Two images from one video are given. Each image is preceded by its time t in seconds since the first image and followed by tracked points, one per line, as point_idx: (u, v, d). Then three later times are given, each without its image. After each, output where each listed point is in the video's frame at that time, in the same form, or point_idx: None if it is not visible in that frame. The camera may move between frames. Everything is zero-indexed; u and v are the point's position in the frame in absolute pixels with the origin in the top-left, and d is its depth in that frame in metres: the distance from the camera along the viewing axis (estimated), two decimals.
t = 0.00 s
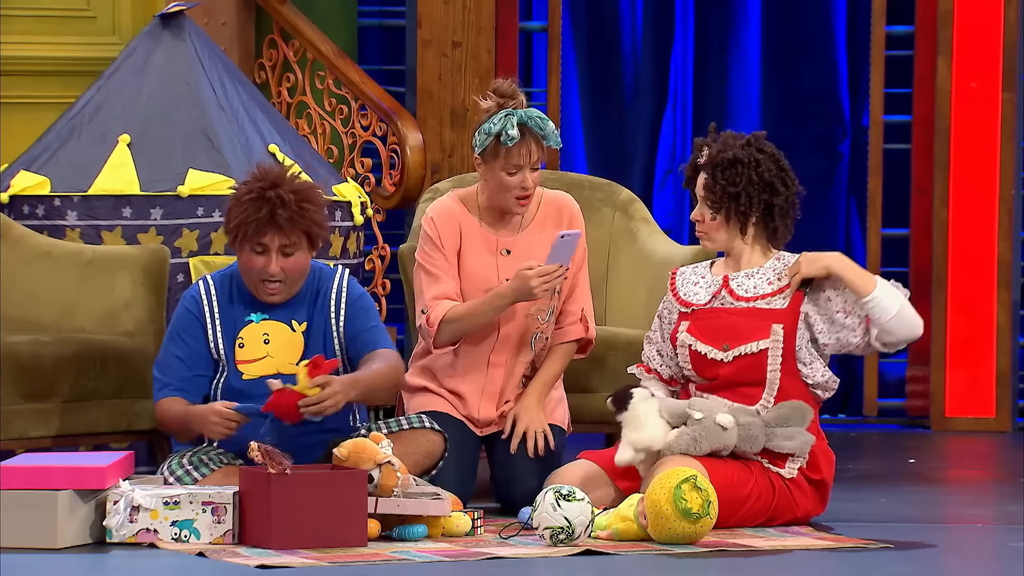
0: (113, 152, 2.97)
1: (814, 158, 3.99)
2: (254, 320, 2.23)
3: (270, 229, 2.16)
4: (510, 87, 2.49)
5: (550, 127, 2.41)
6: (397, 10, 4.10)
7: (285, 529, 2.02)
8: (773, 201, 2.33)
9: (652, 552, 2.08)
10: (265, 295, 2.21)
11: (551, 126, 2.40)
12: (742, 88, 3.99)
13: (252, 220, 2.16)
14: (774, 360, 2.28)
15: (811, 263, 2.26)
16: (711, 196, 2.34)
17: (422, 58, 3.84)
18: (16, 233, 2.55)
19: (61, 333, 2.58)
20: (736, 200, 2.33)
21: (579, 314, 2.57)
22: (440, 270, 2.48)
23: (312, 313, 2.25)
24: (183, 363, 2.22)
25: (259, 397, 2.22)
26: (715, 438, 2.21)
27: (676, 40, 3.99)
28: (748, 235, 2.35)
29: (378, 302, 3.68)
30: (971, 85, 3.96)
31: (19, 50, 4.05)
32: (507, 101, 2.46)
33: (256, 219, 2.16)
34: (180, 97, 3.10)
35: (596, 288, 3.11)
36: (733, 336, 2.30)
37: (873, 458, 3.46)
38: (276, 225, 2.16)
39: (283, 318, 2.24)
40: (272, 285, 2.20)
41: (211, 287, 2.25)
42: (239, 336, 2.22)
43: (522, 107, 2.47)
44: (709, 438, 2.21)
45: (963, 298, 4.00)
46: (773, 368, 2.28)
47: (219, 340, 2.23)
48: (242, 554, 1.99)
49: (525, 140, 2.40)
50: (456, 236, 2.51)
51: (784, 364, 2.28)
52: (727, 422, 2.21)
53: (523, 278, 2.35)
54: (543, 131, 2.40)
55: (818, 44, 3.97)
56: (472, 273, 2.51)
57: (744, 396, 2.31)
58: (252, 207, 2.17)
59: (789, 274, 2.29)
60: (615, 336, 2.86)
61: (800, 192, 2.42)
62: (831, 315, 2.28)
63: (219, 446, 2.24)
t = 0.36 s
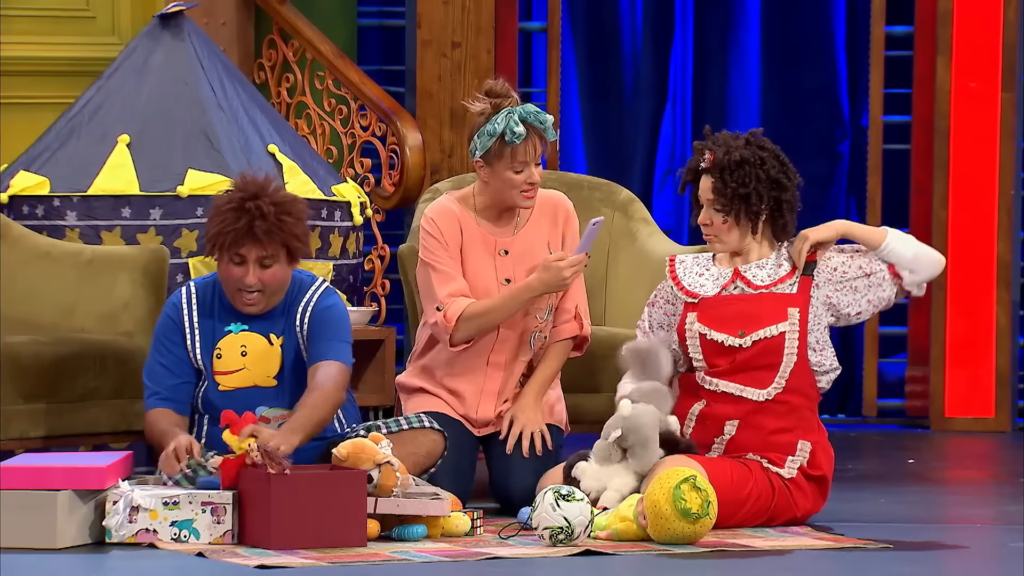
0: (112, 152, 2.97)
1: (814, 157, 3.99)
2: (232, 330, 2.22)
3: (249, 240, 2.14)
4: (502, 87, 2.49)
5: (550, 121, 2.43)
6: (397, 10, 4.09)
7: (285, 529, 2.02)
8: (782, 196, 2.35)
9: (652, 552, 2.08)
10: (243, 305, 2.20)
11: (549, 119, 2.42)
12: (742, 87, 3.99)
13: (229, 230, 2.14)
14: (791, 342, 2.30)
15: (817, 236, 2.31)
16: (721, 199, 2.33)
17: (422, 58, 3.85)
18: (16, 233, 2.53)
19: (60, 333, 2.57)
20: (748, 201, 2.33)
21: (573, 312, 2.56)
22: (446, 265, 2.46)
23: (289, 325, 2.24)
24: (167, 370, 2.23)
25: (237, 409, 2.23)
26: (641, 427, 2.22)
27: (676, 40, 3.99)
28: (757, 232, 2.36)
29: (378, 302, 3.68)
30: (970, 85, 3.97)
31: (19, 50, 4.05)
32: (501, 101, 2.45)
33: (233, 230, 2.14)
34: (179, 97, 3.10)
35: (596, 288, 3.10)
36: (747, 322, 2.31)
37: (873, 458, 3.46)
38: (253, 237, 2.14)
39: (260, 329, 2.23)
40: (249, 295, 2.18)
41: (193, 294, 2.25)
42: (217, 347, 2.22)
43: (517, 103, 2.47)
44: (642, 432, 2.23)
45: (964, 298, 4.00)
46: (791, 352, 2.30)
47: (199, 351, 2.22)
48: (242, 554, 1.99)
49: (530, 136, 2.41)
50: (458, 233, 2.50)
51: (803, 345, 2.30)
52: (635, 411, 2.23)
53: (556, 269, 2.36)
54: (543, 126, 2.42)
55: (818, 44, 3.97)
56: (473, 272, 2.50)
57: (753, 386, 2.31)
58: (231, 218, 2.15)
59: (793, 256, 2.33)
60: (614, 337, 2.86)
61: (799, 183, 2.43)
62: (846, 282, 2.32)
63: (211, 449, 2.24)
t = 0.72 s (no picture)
0: (112, 152, 2.97)
1: (814, 158, 4.00)
2: (225, 336, 2.22)
3: (231, 251, 2.12)
4: (512, 88, 2.49)
5: (555, 126, 2.43)
6: (396, 10, 4.09)
7: (285, 529, 2.02)
8: (781, 194, 2.36)
9: (651, 552, 2.08)
10: (232, 310, 2.19)
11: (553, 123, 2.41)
12: (741, 88, 3.99)
13: (210, 242, 2.12)
14: (796, 343, 2.30)
15: (824, 248, 2.29)
16: (722, 201, 2.32)
17: (422, 58, 3.85)
18: (16, 232, 2.50)
19: (61, 333, 2.57)
20: (748, 200, 2.33)
21: (570, 311, 2.57)
22: (448, 266, 2.46)
23: (282, 329, 2.23)
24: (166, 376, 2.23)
25: (234, 413, 2.25)
26: (629, 419, 2.25)
27: (675, 41, 3.99)
28: (757, 232, 2.37)
29: (377, 302, 3.67)
30: (970, 85, 3.97)
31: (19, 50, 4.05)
32: (509, 103, 2.45)
33: (214, 242, 2.12)
34: (178, 97, 3.10)
35: (596, 288, 3.10)
36: (750, 323, 2.30)
37: (873, 458, 3.46)
38: (235, 248, 2.12)
39: (254, 334, 2.23)
40: (237, 301, 2.17)
41: (185, 301, 2.24)
42: (212, 353, 2.22)
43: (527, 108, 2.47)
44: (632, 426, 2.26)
45: (964, 298, 4.00)
46: (797, 352, 2.30)
47: (196, 356, 2.22)
48: (242, 554, 2.00)
49: (536, 139, 2.41)
50: (457, 234, 2.50)
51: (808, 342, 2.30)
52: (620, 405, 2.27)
53: (568, 268, 2.37)
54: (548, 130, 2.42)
55: (819, 44, 3.97)
56: (473, 273, 2.50)
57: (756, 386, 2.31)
58: (211, 230, 2.13)
59: (785, 260, 2.32)
60: (614, 336, 2.86)
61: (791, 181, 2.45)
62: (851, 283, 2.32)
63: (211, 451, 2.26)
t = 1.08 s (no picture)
0: (111, 152, 2.97)
1: (812, 158, 4.00)
2: (226, 335, 2.22)
3: (227, 249, 2.12)
4: (504, 82, 2.48)
5: (549, 120, 2.43)
6: (394, 10, 4.10)
7: (283, 529, 2.02)
8: (780, 186, 2.37)
9: (650, 553, 2.08)
10: (232, 306, 2.19)
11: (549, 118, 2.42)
12: (740, 88, 3.99)
13: (205, 240, 2.13)
14: (788, 337, 2.28)
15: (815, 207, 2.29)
16: (727, 202, 2.32)
17: (420, 58, 3.84)
18: (14, 232, 2.55)
19: (59, 334, 2.57)
20: (752, 197, 2.32)
21: (567, 311, 2.57)
22: (445, 265, 2.46)
23: (284, 327, 2.24)
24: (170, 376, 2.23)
25: (235, 413, 2.25)
26: (619, 429, 2.26)
27: (674, 42, 3.99)
28: (758, 228, 2.36)
29: (376, 303, 3.67)
30: (968, 86, 3.97)
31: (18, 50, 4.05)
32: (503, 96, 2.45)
33: (209, 241, 2.12)
34: (177, 97, 3.10)
35: (595, 288, 3.10)
36: (744, 318, 2.30)
37: (871, 458, 3.46)
38: (230, 245, 2.12)
39: (255, 332, 2.23)
40: (236, 298, 2.17)
41: (186, 299, 2.24)
42: (213, 352, 2.23)
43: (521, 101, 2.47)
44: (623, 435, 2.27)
45: (963, 298, 4.00)
46: (789, 344, 2.28)
47: (197, 354, 2.23)
48: (240, 554, 2.00)
49: (529, 131, 2.42)
50: (454, 233, 2.50)
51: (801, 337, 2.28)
52: (611, 414, 2.29)
53: (566, 262, 2.37)
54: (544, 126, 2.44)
55: (817, 45, 3.97)
56: (471, 272, 2.50)
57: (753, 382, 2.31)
58: (205, 229, 2.13)
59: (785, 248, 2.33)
60: (613, 336, 2.86)
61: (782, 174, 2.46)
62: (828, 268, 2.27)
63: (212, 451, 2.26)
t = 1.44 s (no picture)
0: (109, 152, 2.97)
1: (811, 158, 3.99)
2: (224, 335, 2.22)
3: (225, 249, 2.12)
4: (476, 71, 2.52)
5: (522, 98, 2.44)
6: (393, 11, 4.11)
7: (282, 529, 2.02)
8: (780, 183, 2.37)
9: (648, 553, 2.08)
10: (229, 307, 2.18)
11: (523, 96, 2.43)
12: (739, 88, 3.99)
13: (203, 241, 2.13)
14: (769, 347, 2.30)
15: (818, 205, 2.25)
16: (723, 193, 2.32)
17: (419, 58, 3.84)
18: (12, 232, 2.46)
19: (59, 333, 2.55)
20: (749, 189, 2.33)
21: (568, 311, 2.57)
22: (442, 259, 2.46)
23: (282, 328, 2.23)
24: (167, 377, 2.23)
25: (233, 414, 2.25)
26: (615, 428, 2.27)
27: (673, 42, 3.99)
28: (760, 223, 2.36)
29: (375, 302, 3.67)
30: (967, 86, 3.96)
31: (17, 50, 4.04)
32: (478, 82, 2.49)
33: (207, 241, 2.12)
34: (176, 97, 3.10)
35: (594, 287, 3.10)
36: (729, 325, 2.33)
37: (870, 458, 3.46)
38: (228, 245, 2.12)
39: (253, 333, 2.23)
40: (234, 298, 2.16)
41: (183, 300, 2.25)
42: (210, 353, 2.23)
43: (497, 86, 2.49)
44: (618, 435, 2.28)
45: (961, 299, 4.00)
46: (772, 353, 2.30)
47: (193, 355, 2.22)
48: (238, 554, 2.00)
49: (499, 112, 2.43)
50: (452, 227, 2.51)
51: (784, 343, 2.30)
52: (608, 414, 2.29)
53: (561, 257, 2.37)
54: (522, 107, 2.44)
55: (816, 46, 3.97)
56: (468, 266, 2.50)
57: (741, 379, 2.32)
58: (203, 229, 2.13)
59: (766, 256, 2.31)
60: (612, 336, 2.86)
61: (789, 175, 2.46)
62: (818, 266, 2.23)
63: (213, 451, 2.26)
